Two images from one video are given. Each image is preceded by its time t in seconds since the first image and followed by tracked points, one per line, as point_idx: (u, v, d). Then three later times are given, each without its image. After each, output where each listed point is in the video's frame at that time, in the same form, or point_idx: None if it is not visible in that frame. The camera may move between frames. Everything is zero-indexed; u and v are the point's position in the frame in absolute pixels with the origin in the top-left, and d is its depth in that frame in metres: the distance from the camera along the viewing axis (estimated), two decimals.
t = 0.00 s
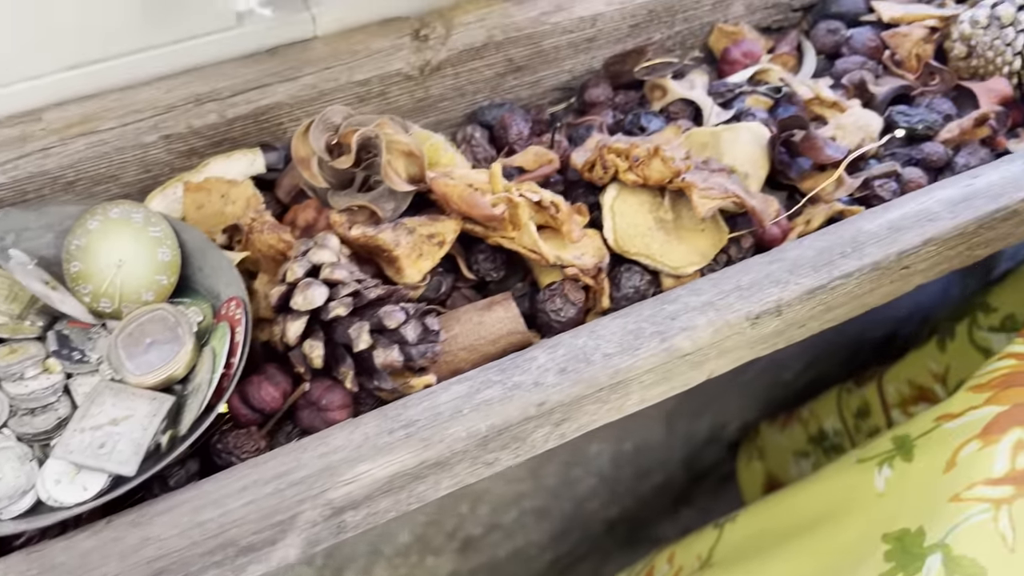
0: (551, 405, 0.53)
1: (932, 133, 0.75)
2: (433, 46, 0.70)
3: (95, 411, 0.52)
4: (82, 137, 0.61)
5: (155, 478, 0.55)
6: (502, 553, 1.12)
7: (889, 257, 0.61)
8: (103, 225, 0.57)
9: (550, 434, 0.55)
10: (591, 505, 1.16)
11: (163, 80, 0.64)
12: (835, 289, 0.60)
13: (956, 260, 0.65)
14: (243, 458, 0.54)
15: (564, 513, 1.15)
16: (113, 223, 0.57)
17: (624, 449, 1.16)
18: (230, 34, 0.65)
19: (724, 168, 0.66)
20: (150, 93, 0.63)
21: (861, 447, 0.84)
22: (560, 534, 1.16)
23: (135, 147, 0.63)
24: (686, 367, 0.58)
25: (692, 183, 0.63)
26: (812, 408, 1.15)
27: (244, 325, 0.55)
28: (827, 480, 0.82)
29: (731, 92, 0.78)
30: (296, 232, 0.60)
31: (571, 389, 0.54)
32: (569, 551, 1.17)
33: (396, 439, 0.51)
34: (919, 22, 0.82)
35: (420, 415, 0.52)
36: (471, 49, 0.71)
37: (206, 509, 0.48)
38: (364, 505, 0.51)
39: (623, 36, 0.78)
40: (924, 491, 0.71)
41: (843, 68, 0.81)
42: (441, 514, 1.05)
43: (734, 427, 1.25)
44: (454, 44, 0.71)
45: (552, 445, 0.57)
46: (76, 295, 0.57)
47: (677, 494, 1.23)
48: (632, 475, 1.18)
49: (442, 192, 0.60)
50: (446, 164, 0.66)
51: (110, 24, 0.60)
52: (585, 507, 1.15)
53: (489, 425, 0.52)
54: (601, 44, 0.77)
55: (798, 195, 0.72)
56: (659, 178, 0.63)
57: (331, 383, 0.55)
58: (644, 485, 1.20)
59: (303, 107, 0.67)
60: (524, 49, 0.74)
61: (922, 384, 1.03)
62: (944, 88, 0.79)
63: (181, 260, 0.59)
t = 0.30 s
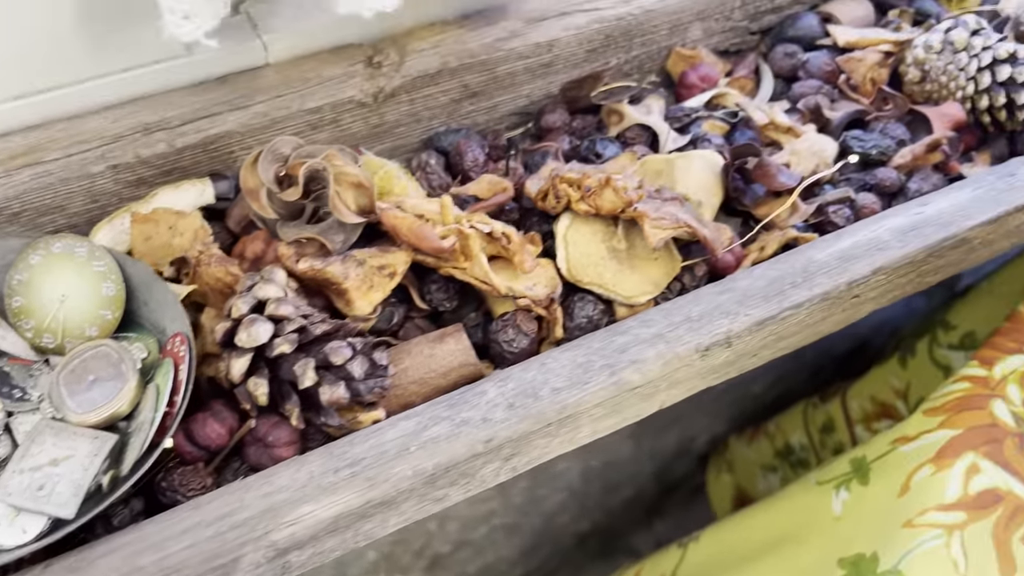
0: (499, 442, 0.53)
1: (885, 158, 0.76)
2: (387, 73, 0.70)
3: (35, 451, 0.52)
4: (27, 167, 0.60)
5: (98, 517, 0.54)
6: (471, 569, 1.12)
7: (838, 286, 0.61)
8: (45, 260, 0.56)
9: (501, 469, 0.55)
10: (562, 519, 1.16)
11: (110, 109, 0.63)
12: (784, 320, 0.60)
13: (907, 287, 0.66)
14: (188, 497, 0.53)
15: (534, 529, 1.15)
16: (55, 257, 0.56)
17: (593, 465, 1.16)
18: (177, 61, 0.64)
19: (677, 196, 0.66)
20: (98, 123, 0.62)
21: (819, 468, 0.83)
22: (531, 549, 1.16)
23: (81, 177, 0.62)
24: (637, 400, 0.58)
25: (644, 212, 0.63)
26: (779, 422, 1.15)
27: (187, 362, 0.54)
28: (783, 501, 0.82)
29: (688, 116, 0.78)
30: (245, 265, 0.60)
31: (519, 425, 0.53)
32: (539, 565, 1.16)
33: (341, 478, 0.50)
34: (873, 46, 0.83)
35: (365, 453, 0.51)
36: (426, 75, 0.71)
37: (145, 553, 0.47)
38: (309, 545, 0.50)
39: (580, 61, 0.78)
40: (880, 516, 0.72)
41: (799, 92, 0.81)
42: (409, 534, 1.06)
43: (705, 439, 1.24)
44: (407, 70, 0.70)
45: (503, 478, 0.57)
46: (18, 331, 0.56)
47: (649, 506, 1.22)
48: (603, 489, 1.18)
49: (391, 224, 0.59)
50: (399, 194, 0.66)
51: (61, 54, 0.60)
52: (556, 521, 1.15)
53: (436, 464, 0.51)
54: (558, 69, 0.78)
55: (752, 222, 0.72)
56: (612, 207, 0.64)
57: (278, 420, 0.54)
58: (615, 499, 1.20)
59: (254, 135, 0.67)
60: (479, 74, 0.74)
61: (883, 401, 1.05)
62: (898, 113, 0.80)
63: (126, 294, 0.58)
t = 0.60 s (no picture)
0: (439, 460, 0.52)
1: (835, 170, 0.76)
2: (334, 85, 0.69)
3: None
4: None
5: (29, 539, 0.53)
6: None
7: (784, 300, 0.62)
8: None
9: (443, 487, 0.54)
10: (528, 529, 1.16)
11: (49, 122, 0.62)
12: (730, 334, 0.60)
13: (854, 300, 0.66)
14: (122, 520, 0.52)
15: (501, 538, 1.14)
16: None
17: (559, 472, 1.16)
18: (119, 73, 0.63)
19: (625, 210, 0.66)
20: (35, 135, 0.61)
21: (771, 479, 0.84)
22: (498, 558, 1.15)
23: (19, 191, 0.61)
24: (582, 415, 0.57)
25: (591, 226, 0.63)
26: (743, 429, 1.16)
27: (120, 383, 0.53)
28: (736, 512, 0.82)
29: (641, 128, 0.78)
30: (184, 280, 0.59)
31: (460, 443, 0.53)
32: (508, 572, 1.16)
33: (276, 499, 0.49)
34: (826, 58, 0.83)
35: (303, 473, 0.51)
36: (375, 86, 0.71)
37: None
38: (244, 567, 0.49)
39: (532, 72, 0.78)
40: (832, 529, 0.73)
41: (752, 103, 0.81)
42: (372, 544, 1.05)
43: (672, 446, 1.24)
44: (356, 82, 0.70)
45: (447, 496, 0.56)
46: None
47: (620, 510, 1.23)
48: (570, 498, 1.18)
49: (332, 239, 0.59)
50: (345, 207, 0.65)
51: None
52: (522, 531, 1.15)
53: (373, 483, 0.51)
54: (511, 80, 0.77)
55: (702, 234, 0.72)
56: (559, 221, 0.63)
57: (215, 439, 0.54)
58: (583, 506, 1.20)
59: (198, 148, 0.66)
60: (430, 86, 0.73)
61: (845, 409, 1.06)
62: (849, 125, 0.80)
63: (60, 310, 0.57)
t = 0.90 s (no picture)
0: (385, 481, 0.52)
1: (791, 185, 0.77)
2: (288, 101, 0.69)
3: None
4: None
5: None
6: None
7: (734, 317, 0.62)
8: None
9: (391, 507, 0.54)
10: (497, 539, 1.16)
11: None
12: (680, 352, 0.61)
13: (805, 316, 0.67)
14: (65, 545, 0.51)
15: (470, 548, 1.14)
16: None
17: (527, 482, 1.15)
18: (65, 90, 0.63)
19: (579, 227, 0.66)
20: None
21: (728, 492, 0.84)
22: (467, 568, 1.15)
23: None
24: (532, 434, 0.57)
25: (543, 244, 0.63)
26: (709, 438, 1.17)
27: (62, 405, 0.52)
28: (694, 525, 0.83)
29: (599, 143, 0.78)
30: (132, 299, 0.59)
31: (407, 464, 0.53)
32: None
33: (219, 523, 0.49)
34: (782, 73, 0.84)
35: (247, 496, 0.50)
36: (329, 102, 0.70)
37: None
38: None
39: (490, 88, 0.78)
40: (786, 543, 0.74)
41: (710, 118, 0.82)
42: (339, 556, 1.05)
43: (642, 455, 1.24)
44: (310, 98, 0.70)
45: (396, 516, 0.56)
46: None
47: (591, 519, 1.23)
48: (538, 509, 1.18)
49: (280, 258, 0.59)
50: (297, 224, 0.65)
51: None
52: (491, 541, 1.15)
53: (318, 506, 0.51)
54: (468, 95, 0.77)
55: (658, 250, 0.72)
56: (511, 239, 0.63)
57: (161, 461, 0.53)
58: (552, 516, 1.20)
59: (150, 164, 0.65)
60: (386, 101, 0.73)
61: (808, 420, 1.07)
62: (804, 141, 0.81)
63: (3, 331, 0.56)
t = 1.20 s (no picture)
0: (335, 496, 0.52)
1: (749, 197, 0.78)
2: (245, 111, 0.69)
3: None
4: None
5: None
6: None
7: (688, 330, 0.62)
8: None
9: (343, 521, 0.54)
10: (467, 545, 1.15)
11: None
12: (634, 363, 0.61)
13: (761, 327, 0.68)
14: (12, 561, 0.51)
15: (440, 555, 1.14)
16: None
17: (498, 489, 1.14)
18: (17, 100, 0.63)
19: (536, 238, 0.67)
20: None
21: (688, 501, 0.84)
22: (438, 574, 1.15)
23: None
24: (485, 447, 0.57)
25: (500, 255, 0.63)
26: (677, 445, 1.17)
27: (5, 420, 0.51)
28: (654, 535, 0.83)
29: (560, 154, 0.79)
30: (83, 312, 0.59)
31: (357, 478, 0.53)
32: None
33: (165, 539, 0.49)
34: (743, 85, 0.84)
35: (194, 511, 0.50)
36: (288, 113, 0.70)
37: None
38: None
39: (451, 98, 0.78)
40: (743, 553, 0.74)
41: (670, 130, 0.83)
42: (307, 563, 1.04)
43: (614, 460, 1.24)
44: (267, 108, 0.70)
45: (349, 530, 0.56)
46: None
47: (563, 526, 1.24)
48: (509, 515, 1.18)
49: (232, 271, 0.59)
50: (253, 235, 0.65)
51: None
52: (461, 547, 1.14)
53: (266, 521, 0.50)
54: (429, 106, 0.77)
55: (616, 261, 0.73)
56: (468, 251, 0.63)
57: (109, 475, 0.53)
58: (523, 523, 1.19)
59: (104, 175, 0.65)
60: (345, 112, 0.73)
61: (773, 426, 1.08)
62: (763, 153, 0.81)
63: None
